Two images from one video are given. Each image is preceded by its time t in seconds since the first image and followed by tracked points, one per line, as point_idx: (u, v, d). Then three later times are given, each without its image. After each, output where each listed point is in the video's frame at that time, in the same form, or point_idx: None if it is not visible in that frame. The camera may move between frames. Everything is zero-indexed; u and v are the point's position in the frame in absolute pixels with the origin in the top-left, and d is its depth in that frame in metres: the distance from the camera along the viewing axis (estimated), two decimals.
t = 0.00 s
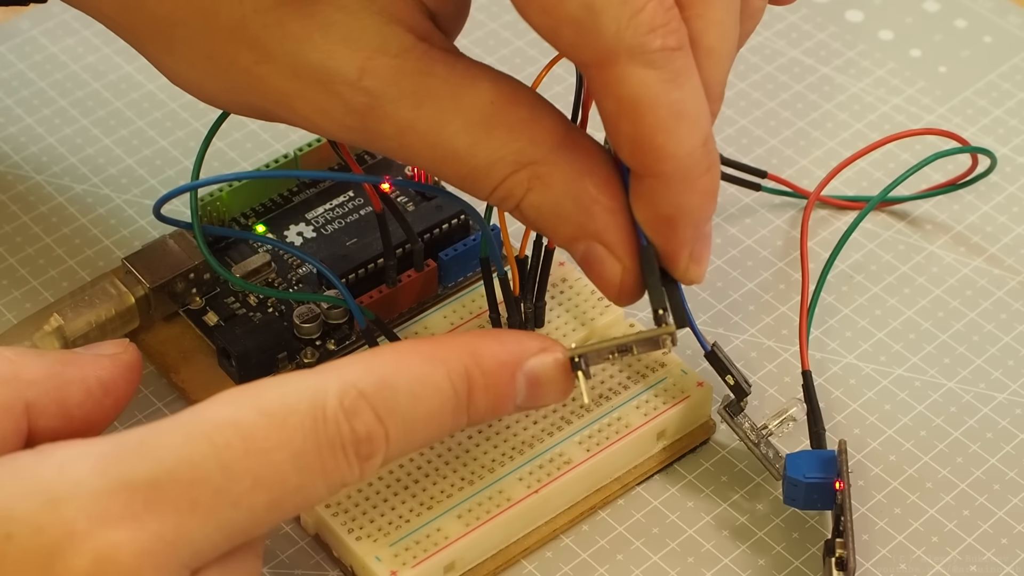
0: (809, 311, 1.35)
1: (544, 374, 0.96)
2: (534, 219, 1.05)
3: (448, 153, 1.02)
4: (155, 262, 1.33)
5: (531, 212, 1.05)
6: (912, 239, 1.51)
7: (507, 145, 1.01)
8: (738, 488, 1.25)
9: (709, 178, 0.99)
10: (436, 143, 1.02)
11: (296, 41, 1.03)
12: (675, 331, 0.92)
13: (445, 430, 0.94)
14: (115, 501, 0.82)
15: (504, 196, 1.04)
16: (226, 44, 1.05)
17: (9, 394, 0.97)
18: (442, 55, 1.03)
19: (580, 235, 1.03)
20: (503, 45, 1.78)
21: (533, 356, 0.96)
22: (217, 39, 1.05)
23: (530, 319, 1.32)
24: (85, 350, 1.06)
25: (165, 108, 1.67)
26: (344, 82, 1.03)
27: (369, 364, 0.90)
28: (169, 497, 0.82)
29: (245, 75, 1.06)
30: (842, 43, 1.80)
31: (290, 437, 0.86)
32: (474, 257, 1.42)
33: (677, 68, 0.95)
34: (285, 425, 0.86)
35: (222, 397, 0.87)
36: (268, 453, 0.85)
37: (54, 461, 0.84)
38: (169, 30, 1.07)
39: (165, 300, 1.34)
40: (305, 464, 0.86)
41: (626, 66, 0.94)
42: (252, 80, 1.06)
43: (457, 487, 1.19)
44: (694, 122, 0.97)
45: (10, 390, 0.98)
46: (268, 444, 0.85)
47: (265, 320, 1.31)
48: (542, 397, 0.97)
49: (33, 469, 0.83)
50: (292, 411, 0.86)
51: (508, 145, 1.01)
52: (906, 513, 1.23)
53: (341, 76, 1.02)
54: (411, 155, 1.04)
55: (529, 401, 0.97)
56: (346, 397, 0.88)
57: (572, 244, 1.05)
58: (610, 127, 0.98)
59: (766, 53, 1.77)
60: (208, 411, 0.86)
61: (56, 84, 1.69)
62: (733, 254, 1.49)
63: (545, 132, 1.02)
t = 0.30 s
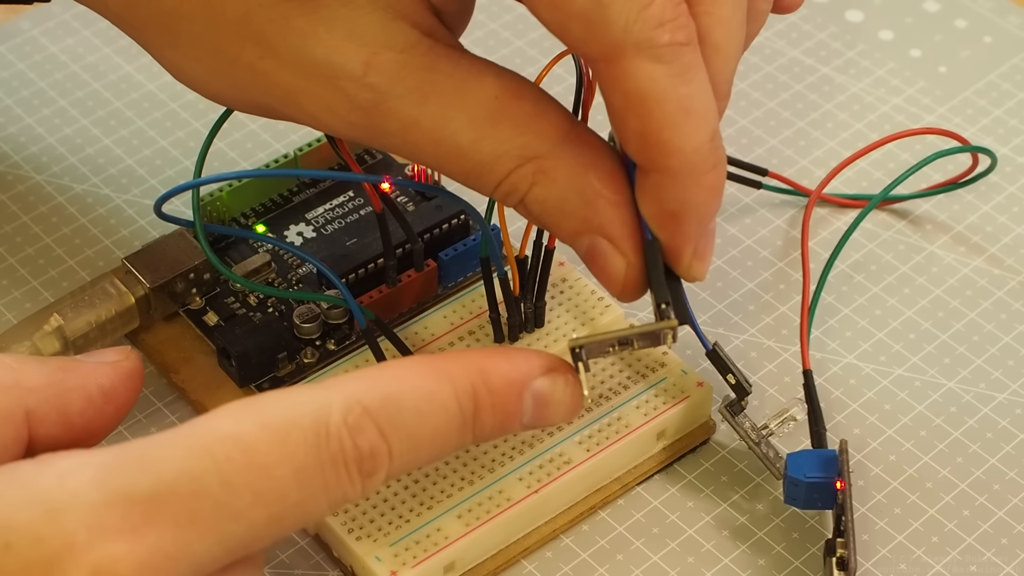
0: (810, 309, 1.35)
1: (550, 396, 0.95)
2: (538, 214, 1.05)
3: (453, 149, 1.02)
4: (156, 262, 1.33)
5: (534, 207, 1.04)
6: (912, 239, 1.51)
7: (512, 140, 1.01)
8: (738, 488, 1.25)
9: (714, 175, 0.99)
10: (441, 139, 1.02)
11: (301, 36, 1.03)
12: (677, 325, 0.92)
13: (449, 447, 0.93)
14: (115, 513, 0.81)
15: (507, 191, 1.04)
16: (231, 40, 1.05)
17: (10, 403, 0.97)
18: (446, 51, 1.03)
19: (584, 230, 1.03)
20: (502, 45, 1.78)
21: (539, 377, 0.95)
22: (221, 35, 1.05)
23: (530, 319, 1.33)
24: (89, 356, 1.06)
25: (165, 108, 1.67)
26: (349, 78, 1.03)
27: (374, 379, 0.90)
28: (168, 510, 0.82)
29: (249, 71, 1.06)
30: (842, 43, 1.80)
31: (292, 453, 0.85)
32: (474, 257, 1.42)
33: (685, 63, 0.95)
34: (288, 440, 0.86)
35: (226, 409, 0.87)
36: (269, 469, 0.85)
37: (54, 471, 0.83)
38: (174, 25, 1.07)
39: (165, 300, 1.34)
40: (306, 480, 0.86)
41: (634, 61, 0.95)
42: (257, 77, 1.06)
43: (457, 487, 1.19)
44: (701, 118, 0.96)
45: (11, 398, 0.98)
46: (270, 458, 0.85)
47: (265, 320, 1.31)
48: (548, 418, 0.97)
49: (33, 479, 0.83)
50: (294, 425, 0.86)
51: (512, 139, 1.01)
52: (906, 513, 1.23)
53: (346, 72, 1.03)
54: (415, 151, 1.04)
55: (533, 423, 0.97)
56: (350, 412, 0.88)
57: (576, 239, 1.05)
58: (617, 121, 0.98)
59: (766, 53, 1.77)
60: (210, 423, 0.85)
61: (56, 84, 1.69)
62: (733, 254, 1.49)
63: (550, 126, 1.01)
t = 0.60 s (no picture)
0: (811, 309, 1.35)
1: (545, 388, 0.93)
2: (543, 209, 1.05)
3: (459, 145, 1.02)
4: (156, 262, 1.33)
5: (539, 201, 1.04)
6: (912, 238, 1.51)
7: (518, 135, 1.01)
8: (738, 488, 1.25)
9: (720, 165, 0.99)
10: (445, 136, 1.02)
11: (304, 33, 1.03)
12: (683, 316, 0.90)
13: (446, 437, 0.92)
14: (110, 508, 0.82)
15: (512, 187, 1.04)
16: (234, 36, 1.05)
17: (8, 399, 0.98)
18: (448, 47, 1.03)
19: (590, 224, 1.03)
20: (503, 44, 1.78)
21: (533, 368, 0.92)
22: (224, 32, 1.05)
23: (530, 319, 1.33)
24: (84, 355, 1.06)
25: (165, 108, 1.67)
26: (352, 75, 1.03)
27: (369, 371, 0.89)
28: (163, 505, 0.82)
29: (253, 69, 1.06)
30: (842, 43, 1.80)
31: (287, 446, 0.85)
32: (474, 257, 1.42)
33: (691, 53, 0.95)
34: (283, 433, 0.85)
35: (220, 403, 0.86)
36: (263, 462, 0.84)
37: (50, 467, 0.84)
38: (176, 23, 1.07)
39: (165, 300, 1.34)
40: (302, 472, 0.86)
41: (640, 51, 0.95)
42: (260, 75, 1.06)
43: (457, 488, 1.19)
44: (706, 107, 0.96)
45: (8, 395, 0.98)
46: (263, 451, 0.85)
47: (265, 319, 1.31)
48: (542, 408, 0.94)
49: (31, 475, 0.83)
50: (289, 419, 0.86)
51: (517, 134, 1.01)
52: (906, 513, 1.23)
53: (349, 68, 1.03)
54: (420, 148, 1.05)
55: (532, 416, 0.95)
56: (344, 404, 0.87)
57: (581, 234, 1.05)
58: (623, 113, 0.98)
59: (766, 53, 1.78)
60: (204, 417, 0.85)
61: (56, 84, 1.69)
62: (733, 254, 1.49)
63: (554, 121, 1.02)
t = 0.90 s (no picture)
0: (806, 314, 1.35)
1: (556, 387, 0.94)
2: (537, 201, 1.05)
3: (452, 138, 1.02)
4: (156, 262, 1.33)
5: (533, 194, 1.04)
6: (912, 238, 1.51)
7: (512, 128, 1.01)
8: (738, 488, 1.25)
9: (712, 159, 0.99)
10: (440, 129, 1.02)
11: (300, 26, 1.03)
12: (678, 309, 0.92)
13: (453, 441, 0.92)
14: (118, 513, 0.82)
15: (507, 179, 1.04)
16: (230, 30, 1.05)
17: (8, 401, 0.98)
18: (443, 40, 1.04)
19: (584, 217, 1.03)
20: (503, 45, 1.78)
21: (545, 368, 0.94)
22: (220, 27, 1.05)
23: (530, 319, 1.33)
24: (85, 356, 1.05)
25: (165, 108, 1.67)
26: (348, 68, 1.03)
27: (379, 373, 0.89)
28: (171, 509, 0.82)
29: (248, 62, 1.06)
30: (842, 43, 1.80)
31: (295, 449, 0.85)
32: (474, 257, 1.42)
33: (685, 47, 0.95)
34: (292, 436, 0.85)
35: (227, 406, 0.86)
36: (271, 466, 0.84)
37: (60, 470, 0.83)
38: (173, 18, 1.07)
39: (165, 300, 1.34)
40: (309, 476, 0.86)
41: (635, 43, 0.94)
42: (256, 69, 1.06)
43: (457, 488, 1.19)
44: (700, 101, 0.96)
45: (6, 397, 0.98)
46: (271, 454, 0.85)
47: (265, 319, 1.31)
48: (552, 409, 0.96)
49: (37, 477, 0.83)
50: (298, 421, 0.86)
51: (511, 128, 1.01)
52: (906, 513, 1.23)
53: (345, 62, 1.02)
54: (414, 141, 1.04)
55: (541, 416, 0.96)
56: (353, 407, 0.87)
57: (575, 227, 1.05)
58: (616, 106, 0.98)
59: (766, 53, 1.78)
60: (211, 420, 0.85)
61: (56, 84, 1.69)
62: (733, 254, 1.49)
63: (548, 114, 1.02)
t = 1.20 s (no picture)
0: (808, 312, 1.35)
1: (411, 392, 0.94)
2: (533, 207, 1.05)
3: (448, 143, 1.02)
4: (156, 262, 1.33)
5: (528, 199, 1.04)
6: (912, 239, 1.51)
7: (507, 134, 1.01)
8: (737, 488, 1.25)
9: (707, 167, 0.98)
10: (436, 134, 1.02)
11: (298, 30, 1.03)
12: (666, 317, 0.96)
13: (338, 434, 0.85)
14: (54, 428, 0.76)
15: (502, 184, 1.04)
16: (229, 33, 1.05)
17: None
18: (441, 44, 1.03)
19: (579, 223, 1.03)
20: (503, 45, 1.78)
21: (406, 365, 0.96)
22: (218, 29, 1.05)
23: (530, 319, 1.33)
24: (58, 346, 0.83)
25: (165, 108, 1.67)
26: (345, 72, 1.03)
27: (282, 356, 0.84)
28: (93, 420, 0.77)
29: (247, 65, 1.06)
30: (842, 43, 1.80)
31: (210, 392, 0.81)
32: (474, 257, 1.42)
33: (682, 55, 0.94)
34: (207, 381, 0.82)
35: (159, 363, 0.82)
36: (193, 403, 0.80)
37: None
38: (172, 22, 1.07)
39: (165, 300, 1.33)
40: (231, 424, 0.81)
41: (632, 50, 0.94)
42: (255, 71, 1.06)
43: (456, 488, 1.19)
44: (695, 109, 0.96)
45: None
46: (191, 391, 0.81)
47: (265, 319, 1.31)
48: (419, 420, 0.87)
49: None
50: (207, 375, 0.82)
51: (507, 133, 1.01)
52: (906, 512, 1.23)
53: (342, 67, 1.02)
54: (410, 146, 1.05)
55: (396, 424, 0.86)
56: (253, 372, 0.83)
57: (570, 233, 1.06)
58: (611, 112, 0.98)
59: (766, 53, 1.78)
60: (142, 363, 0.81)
61: (56, 84, 1.69)
62: (733, 254, 1.49)
63: (544, 120, 1.02)
